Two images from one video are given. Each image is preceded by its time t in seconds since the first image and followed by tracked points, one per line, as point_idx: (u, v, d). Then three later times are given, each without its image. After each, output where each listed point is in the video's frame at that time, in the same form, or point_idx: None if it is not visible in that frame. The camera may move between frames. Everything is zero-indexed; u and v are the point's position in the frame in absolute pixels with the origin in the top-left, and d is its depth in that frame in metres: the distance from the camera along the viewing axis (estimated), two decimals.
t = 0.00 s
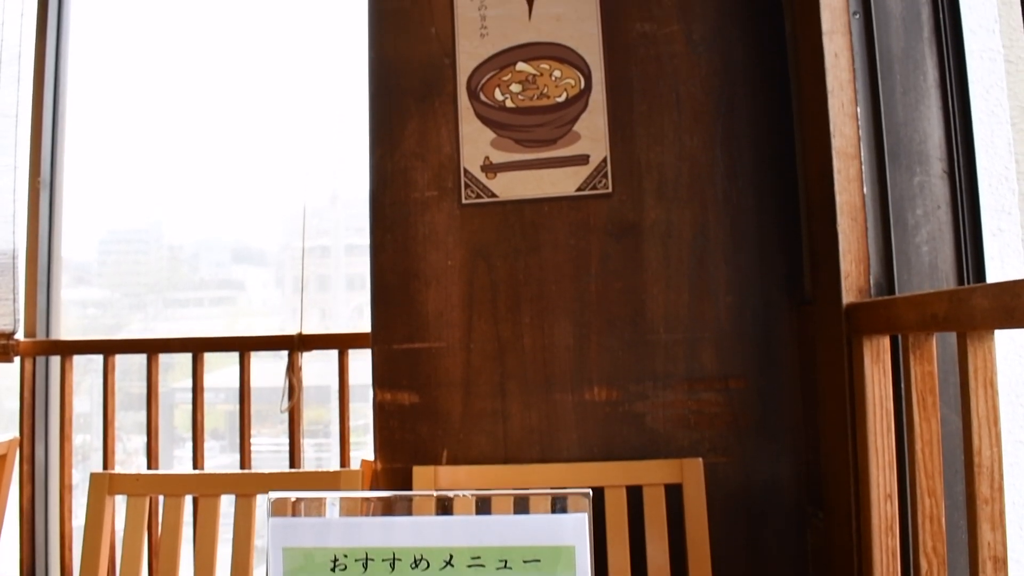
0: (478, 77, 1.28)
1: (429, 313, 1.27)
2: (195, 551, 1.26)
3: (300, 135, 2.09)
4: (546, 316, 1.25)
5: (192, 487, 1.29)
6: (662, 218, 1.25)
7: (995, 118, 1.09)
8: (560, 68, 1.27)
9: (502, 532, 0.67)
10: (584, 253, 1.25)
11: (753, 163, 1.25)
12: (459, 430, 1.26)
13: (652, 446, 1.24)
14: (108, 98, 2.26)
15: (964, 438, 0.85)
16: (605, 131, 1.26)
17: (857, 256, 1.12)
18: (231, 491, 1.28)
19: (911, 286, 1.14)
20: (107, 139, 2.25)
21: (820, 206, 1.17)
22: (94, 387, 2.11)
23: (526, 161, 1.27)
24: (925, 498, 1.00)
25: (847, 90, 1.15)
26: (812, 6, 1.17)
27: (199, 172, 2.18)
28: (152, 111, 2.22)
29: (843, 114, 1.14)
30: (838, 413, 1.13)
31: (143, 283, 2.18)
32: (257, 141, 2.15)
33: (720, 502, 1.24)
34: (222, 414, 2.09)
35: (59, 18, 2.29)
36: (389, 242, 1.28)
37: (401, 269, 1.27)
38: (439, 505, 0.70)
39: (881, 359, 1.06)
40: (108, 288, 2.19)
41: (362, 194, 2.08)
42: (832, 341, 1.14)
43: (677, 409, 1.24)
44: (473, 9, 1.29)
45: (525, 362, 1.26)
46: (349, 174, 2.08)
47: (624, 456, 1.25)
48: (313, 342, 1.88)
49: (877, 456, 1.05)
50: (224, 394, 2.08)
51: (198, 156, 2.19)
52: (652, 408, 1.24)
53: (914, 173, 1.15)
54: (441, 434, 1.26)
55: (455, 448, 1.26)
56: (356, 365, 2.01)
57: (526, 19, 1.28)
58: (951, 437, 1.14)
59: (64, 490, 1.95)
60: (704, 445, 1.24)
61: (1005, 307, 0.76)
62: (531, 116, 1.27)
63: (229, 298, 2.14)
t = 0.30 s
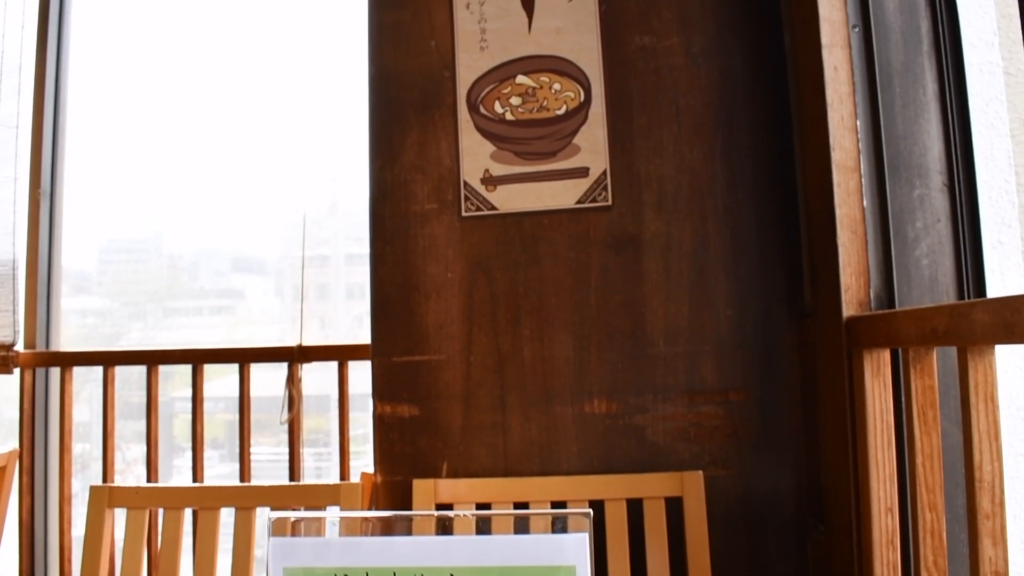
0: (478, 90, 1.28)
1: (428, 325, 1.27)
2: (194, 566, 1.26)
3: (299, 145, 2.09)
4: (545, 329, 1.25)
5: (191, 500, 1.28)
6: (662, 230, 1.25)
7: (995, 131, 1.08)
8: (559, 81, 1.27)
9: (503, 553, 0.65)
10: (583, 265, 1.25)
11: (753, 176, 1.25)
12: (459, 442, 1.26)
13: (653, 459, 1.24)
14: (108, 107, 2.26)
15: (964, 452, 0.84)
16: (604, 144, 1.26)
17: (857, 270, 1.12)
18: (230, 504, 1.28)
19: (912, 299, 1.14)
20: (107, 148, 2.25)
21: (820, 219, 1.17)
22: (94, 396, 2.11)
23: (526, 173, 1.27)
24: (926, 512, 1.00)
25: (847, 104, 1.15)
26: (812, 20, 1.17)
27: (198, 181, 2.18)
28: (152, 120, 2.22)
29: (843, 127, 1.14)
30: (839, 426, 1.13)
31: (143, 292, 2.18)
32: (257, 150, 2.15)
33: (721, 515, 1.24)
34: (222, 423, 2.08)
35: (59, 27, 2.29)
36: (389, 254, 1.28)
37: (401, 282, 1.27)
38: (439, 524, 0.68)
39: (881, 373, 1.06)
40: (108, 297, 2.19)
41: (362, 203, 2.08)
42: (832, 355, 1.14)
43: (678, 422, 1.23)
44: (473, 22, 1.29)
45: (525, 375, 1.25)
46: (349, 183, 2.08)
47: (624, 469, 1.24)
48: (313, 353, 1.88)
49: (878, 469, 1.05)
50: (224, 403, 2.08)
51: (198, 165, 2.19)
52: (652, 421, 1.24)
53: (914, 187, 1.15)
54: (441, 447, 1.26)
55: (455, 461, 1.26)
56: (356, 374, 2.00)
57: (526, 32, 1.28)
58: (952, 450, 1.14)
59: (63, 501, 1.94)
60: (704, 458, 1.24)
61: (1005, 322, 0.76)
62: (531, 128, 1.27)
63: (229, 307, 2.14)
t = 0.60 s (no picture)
0: (477, 104, 1.28)
1: (428, 339, 1.27)
2: None
3: (299, 154, 2.09)
4: (545, 343, 1.25)
5: (191, 514, 1.28)
6: (662, 245, 1.25)
7: (993, 146, 1.10)
8: (559, 95, 1.27)
9: None
10: (583, 279, 1.25)
11: (753, 191, 1.25)
12: (459, 456, 1.25)
13: (653, 474, 1.24)
14: (108, 116, 2.26)
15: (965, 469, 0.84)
16: (604, 158, 1.26)
17: (857, 285, 1.12)
18: (229, 518, 1.27)
19: (911, 314, 1.14)
20: (107, 156, 2.25)
21: (819, 233, 1.17)
22: (93, 404, 2.11)
23: (525, 188, 1.27)
24: (927, 529, 0.99)
25: (846, 119, 1.15)
26: (811, 35, 1.17)
27: (198, 189, 2.18)
28: (152, 129, 2.23)
29: (843, 142, 1.14)
30: (839, 442, 1.12)
31: (142, 301, 2.18)
32: (257, 159, 2.15)
33: (721, 530, 1.23)
34: (221, 433, 2.08)
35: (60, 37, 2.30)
36: (389, 268, 1.28)
37: (401, 295, 1.28)
38: (439, 549, 0.68)
39: (881, 388, 1.06)
40: (107, 305, 2.19)
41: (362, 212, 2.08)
42: (833, 371, 1.13)
43: (677, 436, 1.23)
44: (473, 36, 1.29)
45: (525, 389, 1.25)
46: (349, 193, 2.09)
47: (623, 484, 1.24)
48: (312, 365, 1.89)
49: (878, 485, 1.05)
50: (223, 413, 2.08)
51: (198, 174, 2.19)
52: (652, 436, 1.24)
53: (914, 201, 1.15)
54: (440, 461, 1.26)
55: (454, 475, 1.25)
56: (355, 384, 2.00)
57: (526, 45, 1.28)
58: (952, 465, 1.14)
59: (62, 512, 1.94)
60: (705, 473, 1.23)
61: (1006, 339, 0.75)
62: (531, 142, 1.27)
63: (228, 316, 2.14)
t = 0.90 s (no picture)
0: (477, 119, 1.28)
1: (428, 354, 1.27)
2: None
3: (299, 165, 2.10)
4: (544, 358, 1.25)
5: (190, 528, 1.28)
6: (662, 260, 1.25)
7: (993, 162, 1.11)
8: (559, 110, 1.27)
9: None
10: (583, 295, 1.25)
11: (752, 206, 1.25)
12: (458, 472, 1.25)
13: (652, 490, 1.23)
14: (109, 126, 2.27)
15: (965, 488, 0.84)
16: (604, 174, 1.26)
17: (857, 301, 1.12)
18: (228, 533, 1.27)
19: (911, 331, 1.13)
20: (107, 166, 2.25)
21: (819, 250, 1.17)
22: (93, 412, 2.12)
23: (525, 203, 1.27)
24: (927, 547, 0.99)
25: (847, 135, 1.15)
26: (811, 52, 1.17)
27: (198, 200, 2.18)
28: (153, 139, 2.23)
29: (843, 158, 1.14)
30: (839, 459, 1.12)
31: (142, 311, 2.18)
32: (257, 169, 2.15)
33: (721, 546, 1.23)
34: (219, 443, 2.07)
35: (63, 47, 2.31)
36: (388, 283, 1.28)
37: (401, 310, 1.28)
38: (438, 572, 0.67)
39: (881, 406, 1.06)
40: (107, 315, 2.19)
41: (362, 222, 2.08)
42: (833, 388, 1.13)
43: (677, 452, 1.23)
44: (473, 51, 1.30)
45: (525, 404, 1.25)
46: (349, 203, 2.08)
47: (623, 499, 1.24)
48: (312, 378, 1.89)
49: (878, 502, 1.05)
50: (221, 423, 2.07)
51: (198, 184, 2.19)
52: (651, 451, 1.24)
53: (914, 218, 1.15)
54: (440, 476, 1.26)
55: (453, 490, 1.25)
56: (355, 395, 2.00)
57: (526, 61, 1.28)
58: (953, 483, 1.13)
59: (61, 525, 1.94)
60: (704, 488, 1.23)
61: (1006, 359, 0.75)
62: (531, 158, 1.27)
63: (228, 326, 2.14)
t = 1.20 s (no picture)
0: (478, 133, 1.29)
1: (428, 367, 1.27)
2: None
3: (299, 174, 2.10)
4: (544, 371, 1.25)
5: (190, 541, 1.27)
6: (662, 274, 1.25)
7: (994, 176, 1.11)
8: (559, 124, 1.28)
9: None
10: (583, 308, 1.25)
11: (753, 220, 1.25)
12: (458, 485, 1.25)
13: (652, 503, 1.23)
14: (110, 134, 2.27)
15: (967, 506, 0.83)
16: (604, 187, 1.26)
17: (857, 315, 1.11)
18: (228, 545, 1.27)
19: (911, 345, 1.13)
20: (108, 175, 2.25)
21: (819, 263, 1.17)
22: (92, 420, 2.12)
23: (525, 216, 1.27)
24: (929, 564, 0.98)
25: (847, 149, 1.15)
26: (811, 66, 1.17)
27: (199, 208, 2.18)
28: (154, 148, 2.23)
29: (843, 173, 1.14)
30: (840, 474, 1.12)
31: (141, 319, 2.18)
32: (257, 177, 2.15)
33: (721, 560, 1.22)
34: (218, 452, 2.07)
35: (64, 55, 2.31)
36: (389, 296, 1.28)
37: (401, 323, 1.28)
38: None
39: (883, 421, 1.06)
40: (106, 323, 2.19)
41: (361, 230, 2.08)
42: (834, 403, 1.13)
43: (677, 466, 1.23)
44: (474, 65, 1.30)
45: (525, 418, 1.25)
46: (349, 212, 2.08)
47: (623, 513, 1.23)
48: (312, 391, 1.88)
49: (879, 517, 1.04)
50: (220, 431, 2.07)
51: (198, 192, 2.19)
52: (651, 465, 1.23)
53: (914, 232, 1.14)
54: (440, 489, 1.25)
55: (453, 504, 1.25)
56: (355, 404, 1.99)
57: (526, 74, 1.29)
58: (953, 498, 1.13)
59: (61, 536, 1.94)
60: (705, 502, 1.23)
61: (1008, 376, 0.75)
62: (530, 171, 1.27)
63: (227, 334, 2.14)
